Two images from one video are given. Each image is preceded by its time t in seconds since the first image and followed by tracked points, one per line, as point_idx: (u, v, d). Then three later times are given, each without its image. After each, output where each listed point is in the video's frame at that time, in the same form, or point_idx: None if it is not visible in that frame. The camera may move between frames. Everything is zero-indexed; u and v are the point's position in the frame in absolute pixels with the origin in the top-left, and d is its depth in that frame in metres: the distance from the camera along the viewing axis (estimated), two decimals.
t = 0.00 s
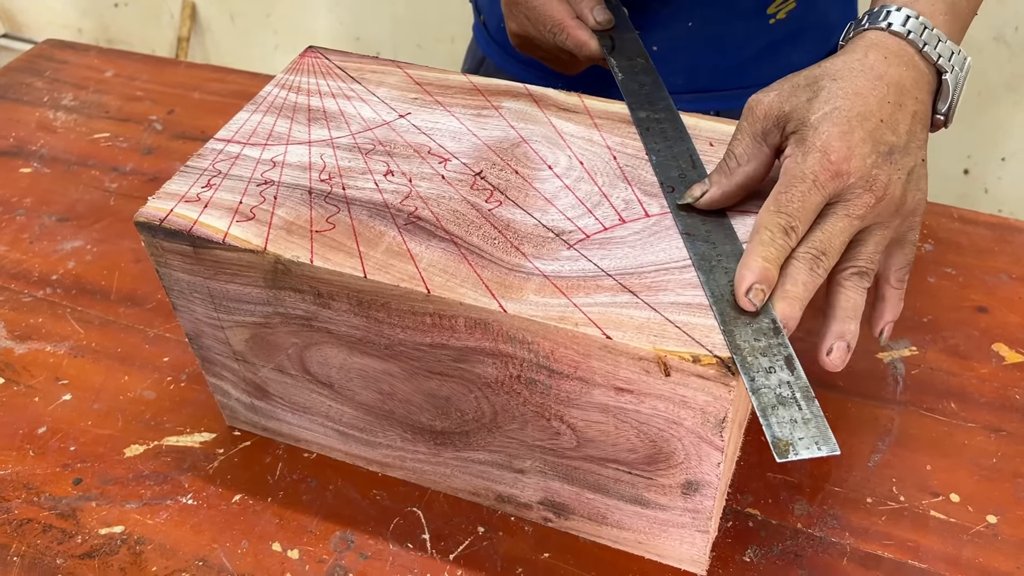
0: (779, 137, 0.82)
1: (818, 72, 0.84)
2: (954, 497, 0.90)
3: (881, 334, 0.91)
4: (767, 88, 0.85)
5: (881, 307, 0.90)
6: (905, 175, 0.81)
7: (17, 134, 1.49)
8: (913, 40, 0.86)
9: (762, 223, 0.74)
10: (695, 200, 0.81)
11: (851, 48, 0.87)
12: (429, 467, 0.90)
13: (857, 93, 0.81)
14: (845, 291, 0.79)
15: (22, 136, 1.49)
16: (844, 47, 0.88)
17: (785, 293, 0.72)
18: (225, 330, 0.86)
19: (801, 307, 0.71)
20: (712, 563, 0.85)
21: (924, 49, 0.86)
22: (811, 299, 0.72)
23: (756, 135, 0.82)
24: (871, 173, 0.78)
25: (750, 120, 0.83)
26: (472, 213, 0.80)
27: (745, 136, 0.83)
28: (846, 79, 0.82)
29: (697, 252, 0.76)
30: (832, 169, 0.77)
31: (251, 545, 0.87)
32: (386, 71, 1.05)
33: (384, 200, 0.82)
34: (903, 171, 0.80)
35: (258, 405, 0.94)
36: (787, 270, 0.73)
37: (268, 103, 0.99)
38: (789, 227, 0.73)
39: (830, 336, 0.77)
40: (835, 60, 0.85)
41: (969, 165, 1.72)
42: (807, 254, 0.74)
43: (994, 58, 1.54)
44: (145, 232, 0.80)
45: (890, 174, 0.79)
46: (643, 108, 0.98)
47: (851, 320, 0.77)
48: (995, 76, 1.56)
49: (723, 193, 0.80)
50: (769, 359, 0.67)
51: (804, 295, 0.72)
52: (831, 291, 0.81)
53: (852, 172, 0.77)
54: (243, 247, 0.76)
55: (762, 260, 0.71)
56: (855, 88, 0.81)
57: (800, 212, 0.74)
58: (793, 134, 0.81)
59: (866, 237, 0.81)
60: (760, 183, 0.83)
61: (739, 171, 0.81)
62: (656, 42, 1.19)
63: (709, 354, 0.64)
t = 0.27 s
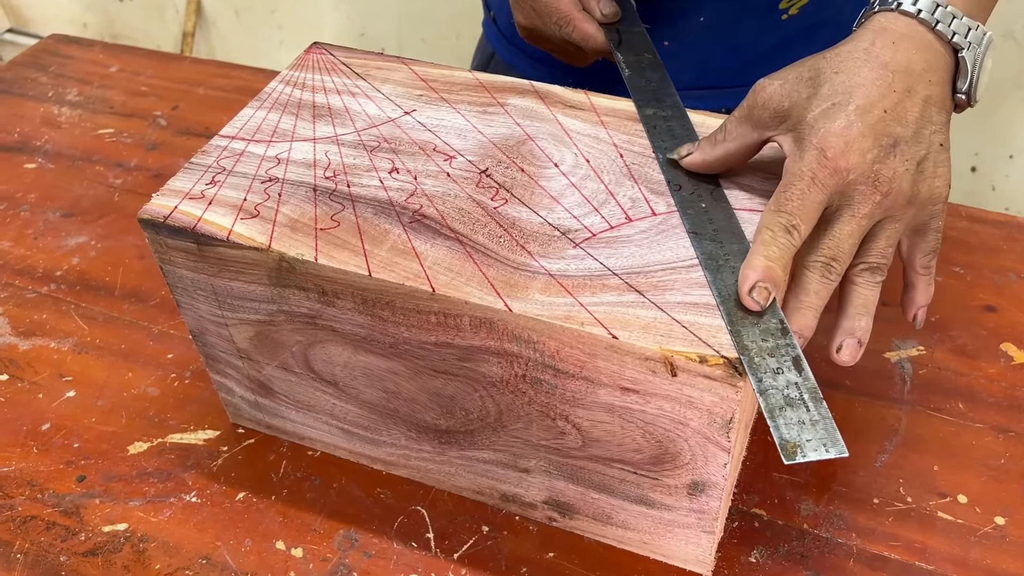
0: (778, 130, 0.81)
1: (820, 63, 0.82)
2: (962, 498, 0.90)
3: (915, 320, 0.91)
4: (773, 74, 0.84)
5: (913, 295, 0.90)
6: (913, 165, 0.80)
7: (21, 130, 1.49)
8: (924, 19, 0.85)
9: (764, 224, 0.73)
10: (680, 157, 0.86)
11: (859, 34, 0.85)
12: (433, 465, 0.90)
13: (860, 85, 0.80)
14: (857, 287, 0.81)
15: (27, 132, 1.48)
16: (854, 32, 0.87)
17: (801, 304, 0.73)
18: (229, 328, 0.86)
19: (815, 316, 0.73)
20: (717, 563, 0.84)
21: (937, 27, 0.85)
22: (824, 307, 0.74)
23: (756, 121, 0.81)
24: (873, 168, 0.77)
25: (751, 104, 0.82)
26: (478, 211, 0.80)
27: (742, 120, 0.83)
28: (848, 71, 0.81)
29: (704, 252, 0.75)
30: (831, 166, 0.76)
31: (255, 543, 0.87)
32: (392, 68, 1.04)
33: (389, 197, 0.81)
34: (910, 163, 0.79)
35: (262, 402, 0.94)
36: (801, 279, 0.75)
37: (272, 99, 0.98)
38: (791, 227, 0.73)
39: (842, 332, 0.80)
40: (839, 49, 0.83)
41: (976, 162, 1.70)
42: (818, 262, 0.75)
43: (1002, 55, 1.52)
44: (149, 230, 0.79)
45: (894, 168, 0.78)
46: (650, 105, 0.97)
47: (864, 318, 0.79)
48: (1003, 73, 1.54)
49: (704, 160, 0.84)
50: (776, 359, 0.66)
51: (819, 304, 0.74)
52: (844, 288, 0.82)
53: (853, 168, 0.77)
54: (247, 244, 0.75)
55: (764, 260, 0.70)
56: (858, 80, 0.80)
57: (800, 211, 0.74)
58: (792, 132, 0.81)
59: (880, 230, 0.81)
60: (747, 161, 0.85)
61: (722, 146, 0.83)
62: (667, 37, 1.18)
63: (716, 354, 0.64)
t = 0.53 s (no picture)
0: (780, 122, 0.81)
1: (823, 55, 0.82)
2: (967, 496, 0.89)
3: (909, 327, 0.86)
4: (776, 66, 0.84)
5: (907, 296, 0.86)
6: (915, 156, 0.79)
7: (26, 123, 1.49)
8: (930, 13, 0.85)
9: (765, 218, 0.73)
10: (685, 155, 0.85)
11: (864, 27, 0.85)
12: (436, 461, 0.90)
13: (862, 75, 0.79)
14: (858, 279, 0.77)
15: (31, 125, 1.48)
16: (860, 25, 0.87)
17: (794, 288, 0.71)
18: (232, 322, 0.85)
19: (810, 300, 0.70)
20: (721, 560, 0.84)
21: (943, 22, 0.85)
22: (820, 292, 0.71)
23: (757, 116, 0.81)
24: (873, 157, 0.77)
25: (752, 97, 0.82)
26: (482, 205, 0.79)
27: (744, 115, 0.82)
28: (850, 62, 0.80)
29: (709, 247, 0.74)
30: (828, 155, 0.76)
31: (258, 538, 0.87)
32: (396, 62, 1.04)
33: (392, 192, 0.81)
34: (912, 153, 0.78)
35: (265, 397, 0.94)
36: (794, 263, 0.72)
37: (276, 93, 0.98)
38: (791, 220, 0.72)
39: (843, 325, 0.76)
40: (842, 42, 0.83)
41: (983, 158, 1.69)
42: (813, 245, 0.73)
43: (1010, 50, 1.51)
44: (152, 224, 0.79)
45: (896, 157, 0.77)
46: (656, 99, 0.96)
47: (866, 308, 0.75)
48: (1011, 68, 1.53)
49: (708, 157, 0.83)
50: (781, 356, 0.66)
51: (814, 288, 0.71)
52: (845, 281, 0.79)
53: (851, 158, 0.76)
54: (250, 239, 0.75)
55: (766, 256, 0.70)
56: (860, 71, 0.79)
57: (801, 203, 0.74)
58: (791, 123, 0.80)
59: (880, 223, 0.80)
60: (752, 156, 0.84)
61: (726, 144, 0.82)
62: (673, 30, 1.17)
63: (721, 351, 0.63)
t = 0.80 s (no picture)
0: (789, 117, 0.80)
1: (832, 50, 0.81)
2: (973, 492, 0.89)
3: (921, 325, 0.86)
4: (785, 61, 0.83)
5: (918, 294, 0.86)
6: (925, 152, 0.78)
7: (29, 117, 1.49)
8: (941, 8, 0.85)
9: (772, 214, 0.73)
10: (692, 149, 0.85)
11: (874, 22, 0.84)
12: (441, 455, 0.90)
13: (872, 71, 0.78)
14: (866, 276, 0.77)
15: (34, 119, 1.48)
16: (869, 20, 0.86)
17: (801, 284, 0.71)
18: (236, 317, 0.85)
19: (816, 297, 0.70)
20: (725, 556, 0.84)
21: (954, 16, 0.84)
22: (826, 288, 0.71)
23: (766, 111, 0.81)
24: (883, 153, 0.76)
25: (761, 92, 0.81)
26: (487, 200, 0.79)
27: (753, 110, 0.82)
28: (860, 57, 0.79)
29: (715, 242, 0.74)
30: (838, 151, 0.75)
31: (261, 532, 0.87)
32: (400, 56, 1.03)
33: (397, 186, 0.81)
34: (922, 150, 0.78)
35: (269, 392, 0.94)
36: (801, 259, 0.72)
37: (280, 87, 0.98)
38: (800, 216, 0.72)
39: (851, 322, 0.75)
40: (852, 36, 0.82)
41: (989, 153, 1.68)
42: (820, 242, 0.73)
43: (1017, 45, 1.50)
44: (155, 218, 0.79)
45: (905, 154, 0.77)
46: (664, 93, 0.96)
47: (874, 305, 0.75)
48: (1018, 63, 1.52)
49: (716, 152, 0.83)
50: (787, 352, 0.66)
51: (821, 284, 0.71)
52: (854, 278, 0.79)
53: (861, 154, 0.75)
54: (254, 233, 0.75)
55: (773, 251, 0.70)
56: (870, 66, 0.79)
57: (809, 199, 0.73)
58: (800, 118, 0.80)
59: (890, 219, 0.79)
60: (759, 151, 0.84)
61: (733, 138, 0.82)
62: (678, 24, 1.16)
63: (726, 346, 0.63)
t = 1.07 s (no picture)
0: (790, 115, 0.80)
1: (834, 48, 0.81)
2: (974, 490, 0.89)
3: (924, 323, 0.85)
4: (787, 60, 0.83)
5: (920, 293, 0.85)
6: (926, 151, 0.78)
7: (30, 114, 1.49)
8: (942, 7, 0.84)
9: (773, 211, 0.73)
10: (692, 147, 0.84)
11: (875, 20, 0.84)
12: (441, 453, 0.90)
13: (873, 69, 0.79)
14: (868, 275, 0.77)
15: (35, 116, 1.48)
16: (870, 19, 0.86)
17: (801, 282, 0.70)
18: (236, 314, 0.85)
19: (816, 295, 0.70)
20: (725, 554, 0.84)
21: (956, 15, 0.84)
22: (826, 285, 0.71)
23: (767, 108, 0.80)
24: (884, 151, 0.76)
25: (762, 90, 0.81)
26: (487, 197, 0.79)
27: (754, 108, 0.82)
28: (862, 56, 0.80)
29: (716, 240, 0.74)
30: (840, 149, 0.75)
31: (262, 530, 0.87)
32: (400, 52, 1.03)
33: (397, 183, 0.80)
34: (923, 148, 0.78)
35: (269, 389, 0.94)
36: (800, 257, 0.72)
37: (280, 83, 0.98)
38: (801, 213, 0.72)
39: (852, 321, 0.75)
40: (853, 35, 0.82)
41: (990, 151, 1.68)
42: (821, 239, 0.73)
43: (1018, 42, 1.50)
44: (155, 215, 0.79)
45: (907, 152, 0.77)
46: (665, 90, 0.96)
47: (875, 304, 0.74)
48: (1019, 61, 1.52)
49: (716, 150, 0.82)
50: (787, 349, 0.65)
51: (821, 283, 0.71)
52: (855, 278, 0.79)
53: (863, 152, 0.75)
54: (254, 230, 0.75)
55: (774, 248, 0.69)
56: (871, 64, 0.79)
57: (810, 197, 0.73)
58: (802, 116, 0.80)
59: (891, 218, 0.79)
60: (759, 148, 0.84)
61: (733, 137, 0.81)
62: (678, 22, 1.16)
63: (727, 344, 0.63)
